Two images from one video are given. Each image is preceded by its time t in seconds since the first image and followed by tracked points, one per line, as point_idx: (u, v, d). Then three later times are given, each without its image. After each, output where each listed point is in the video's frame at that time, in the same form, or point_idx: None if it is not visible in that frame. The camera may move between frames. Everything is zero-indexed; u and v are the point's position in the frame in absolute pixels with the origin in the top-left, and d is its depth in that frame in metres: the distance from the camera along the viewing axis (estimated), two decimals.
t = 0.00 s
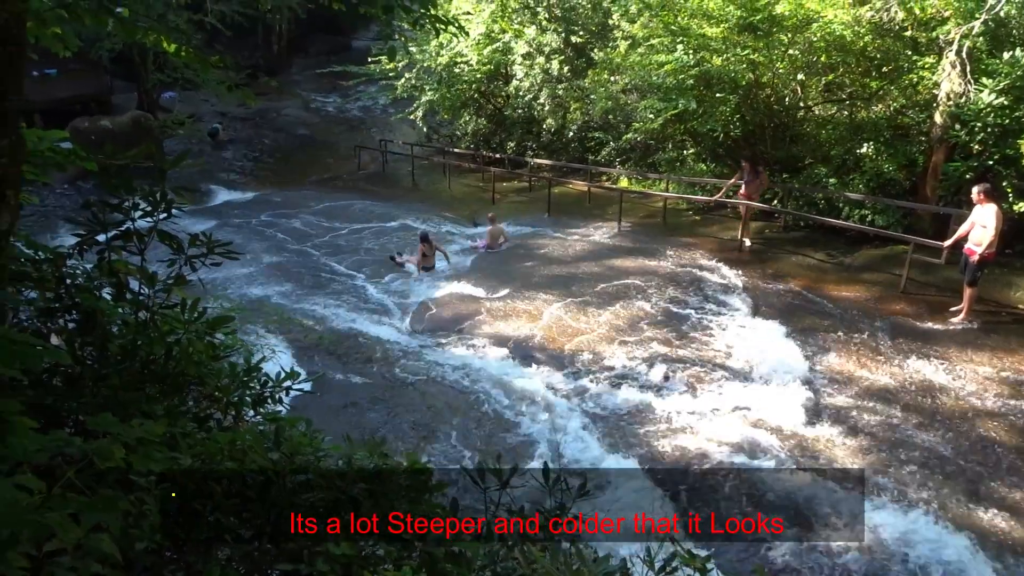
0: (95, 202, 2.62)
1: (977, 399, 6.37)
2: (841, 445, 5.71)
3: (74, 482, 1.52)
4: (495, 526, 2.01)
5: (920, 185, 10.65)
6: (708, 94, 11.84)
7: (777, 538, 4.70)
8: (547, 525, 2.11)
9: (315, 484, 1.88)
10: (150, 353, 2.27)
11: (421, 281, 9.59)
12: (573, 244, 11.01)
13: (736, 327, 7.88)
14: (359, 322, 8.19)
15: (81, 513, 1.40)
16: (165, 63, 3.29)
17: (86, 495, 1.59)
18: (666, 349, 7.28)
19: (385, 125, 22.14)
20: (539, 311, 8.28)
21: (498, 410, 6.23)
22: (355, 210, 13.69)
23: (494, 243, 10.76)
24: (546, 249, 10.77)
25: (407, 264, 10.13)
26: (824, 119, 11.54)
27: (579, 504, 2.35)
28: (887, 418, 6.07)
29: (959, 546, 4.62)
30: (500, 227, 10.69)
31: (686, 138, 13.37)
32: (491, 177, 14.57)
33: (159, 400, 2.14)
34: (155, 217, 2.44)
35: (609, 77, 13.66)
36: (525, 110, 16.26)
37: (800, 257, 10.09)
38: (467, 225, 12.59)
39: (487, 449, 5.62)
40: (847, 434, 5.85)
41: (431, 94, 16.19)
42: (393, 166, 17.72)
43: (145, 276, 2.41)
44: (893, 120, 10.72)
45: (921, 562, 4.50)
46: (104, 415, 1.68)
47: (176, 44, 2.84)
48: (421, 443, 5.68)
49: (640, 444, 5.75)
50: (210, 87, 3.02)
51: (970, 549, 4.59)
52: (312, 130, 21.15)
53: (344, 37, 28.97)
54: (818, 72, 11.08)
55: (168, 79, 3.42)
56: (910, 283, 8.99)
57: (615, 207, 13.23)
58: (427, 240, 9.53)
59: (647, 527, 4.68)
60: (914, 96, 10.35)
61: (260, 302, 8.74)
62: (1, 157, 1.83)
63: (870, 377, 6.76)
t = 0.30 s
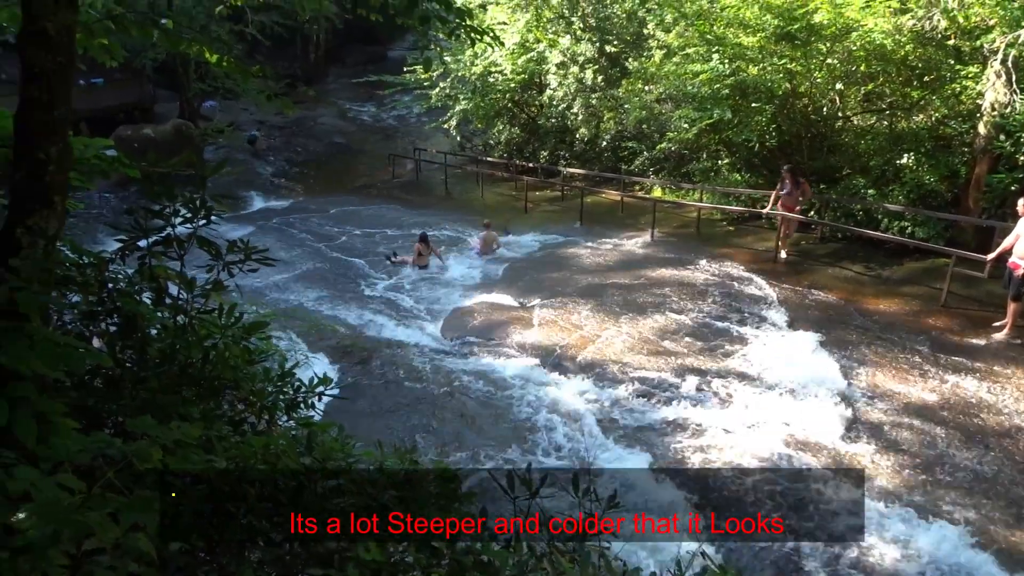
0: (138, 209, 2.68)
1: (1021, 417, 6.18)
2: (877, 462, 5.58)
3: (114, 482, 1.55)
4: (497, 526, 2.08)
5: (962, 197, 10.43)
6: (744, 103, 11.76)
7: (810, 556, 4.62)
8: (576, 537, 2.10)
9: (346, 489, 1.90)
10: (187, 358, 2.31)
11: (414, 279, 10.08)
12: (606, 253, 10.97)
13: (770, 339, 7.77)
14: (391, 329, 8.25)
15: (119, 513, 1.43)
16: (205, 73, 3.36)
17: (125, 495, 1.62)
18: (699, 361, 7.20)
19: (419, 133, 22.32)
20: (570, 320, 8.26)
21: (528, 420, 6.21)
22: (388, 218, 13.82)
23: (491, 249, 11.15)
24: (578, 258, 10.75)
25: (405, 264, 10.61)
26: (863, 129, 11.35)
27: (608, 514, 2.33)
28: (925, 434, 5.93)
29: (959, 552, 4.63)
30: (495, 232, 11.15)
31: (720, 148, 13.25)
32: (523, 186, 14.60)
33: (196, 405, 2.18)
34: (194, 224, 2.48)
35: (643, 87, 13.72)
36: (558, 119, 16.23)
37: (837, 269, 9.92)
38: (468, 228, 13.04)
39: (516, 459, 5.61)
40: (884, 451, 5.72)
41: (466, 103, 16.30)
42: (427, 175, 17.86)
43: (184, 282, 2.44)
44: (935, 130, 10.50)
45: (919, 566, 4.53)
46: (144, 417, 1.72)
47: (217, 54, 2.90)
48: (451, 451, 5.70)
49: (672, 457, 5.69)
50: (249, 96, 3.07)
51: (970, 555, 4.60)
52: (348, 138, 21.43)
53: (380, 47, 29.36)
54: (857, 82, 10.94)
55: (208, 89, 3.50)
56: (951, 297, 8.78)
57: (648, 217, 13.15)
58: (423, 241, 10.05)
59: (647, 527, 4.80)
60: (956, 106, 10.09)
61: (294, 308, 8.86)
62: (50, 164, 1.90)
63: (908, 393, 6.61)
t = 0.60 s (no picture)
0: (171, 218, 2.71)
1: None
2: (911, 479, 5.45)
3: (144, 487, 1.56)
4: (496, 526, 2.00)
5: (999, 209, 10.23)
6: (774, 113, 11.65)
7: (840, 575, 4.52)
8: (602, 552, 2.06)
9: (372, 498, 1.89)
10: (218, 364, 2.33)
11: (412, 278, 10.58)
12: (633, 264, 10.91)
13: (800, 352, 7.65)
14: (418, 338, 8.28)
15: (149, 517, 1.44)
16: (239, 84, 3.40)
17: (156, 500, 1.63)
18: (727, 373, 7.11)
19: (448, 143, 22.44)
20: (596, 331, 8.21)
21: (554, 431, 6.18)
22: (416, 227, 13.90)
23: (486, 249, 11.66)
24: (605, 269, 10.70)
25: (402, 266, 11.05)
26: (896, 140, 11.18)
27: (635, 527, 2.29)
28: (961, 451, 5.77)
29: (950, 554, 4.67)
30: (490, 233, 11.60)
31: (750, 158, 13.12)
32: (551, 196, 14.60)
33: (225, 413, 2.20)
34: (226, 232, 2.49)
35: (673, 97, 13.67)
36: (587, 129, 16.15)
37: (869, 281, 9.75)
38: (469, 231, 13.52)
39: (542, 470, 5.58)
40: (917, 468, 5.59)
41: (494, 113, 16.35)
42: (455, 184, 17.95)
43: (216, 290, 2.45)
44: (971, 141, 10.35)
45: (914, 572, 4.56)
46: (175, 424, 1.73)
47: (250, 65, 2.93)
48: (477, 461, 5.69)
49: (699, 470, 5.61)
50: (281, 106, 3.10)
51: (963, 557, 4.64)
52: (377, 147, 21.64)
53: (410, 58, 29.64)
54: (891, 91, 10.73)
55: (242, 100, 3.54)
56: (987, 311, 8.57)
57: (676, 227, 13.04)
58: (421, 243, 10.55)
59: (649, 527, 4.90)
60: (993, 116, 10.08)
61: (322, 316, 8.94)
62: (88, 173, 1.93)
63: (943, 408, 6.45)
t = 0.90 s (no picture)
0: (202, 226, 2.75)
1: None
2: (945, 494, 5.31)
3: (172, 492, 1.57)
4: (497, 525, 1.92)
5: None
6: (804, 123, 11.55)
7: None
8: (627, 564, 2.03)
9: (398, 506, 1.89)
10: (246, 372, 2.35)
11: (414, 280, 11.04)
12: (660, 274, 10.84)
13: (830, 363, 7.52)
14: (444, 346, 8.30)
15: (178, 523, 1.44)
16: (270, 94, 3.44)
17: (185, 505, 1.64)
18: (755, 385, 7.01)
19: (476, 152, 22.53)
20: (622, 340, 8.16)
21: (579, 441, 6.14)
22: (443, 236, 13.97)
23: (487, 249, 12.15)
24: (632, 278, 10.64)
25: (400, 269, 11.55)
26: (928, 150, 10.99)
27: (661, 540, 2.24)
28: (997, 467, 5.61)
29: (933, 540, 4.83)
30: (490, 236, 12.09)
31: (780, 168, 13.00)
32: (578, 205, 14.58)
33: (252, 419, 2.21)
34: (256, 240, 2.51)
35: (701, 106, 13.43)
36: (615, 139, 16.13)
37: (901, 293, 9.57)
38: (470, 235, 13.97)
39: (567, 480, 5.54)
40: (951, 483, 5.44)
41: (522, 123, 16.39)
42: (482, 193, 18.02)
43: (245, 297, 2.47)
44: (1006, 151, 10.12)
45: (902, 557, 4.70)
46: (203, 431, 1.74)
47: (281, 74, 2.96)
48: (502, 469, 5.68)
49: (727, 482, 5.53)
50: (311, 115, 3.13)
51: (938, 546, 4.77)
52: (406, 156, 21.82)
53: (439, 67, 29.92)
54: (923, 101, 10.59)
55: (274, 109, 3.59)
56: None
57: (705, 238, 12.94)
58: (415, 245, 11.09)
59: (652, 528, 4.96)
60: None
61: (350, 324, 9.01)
62: (121, 180, 1.96)
63: (978, 423, 6.28)
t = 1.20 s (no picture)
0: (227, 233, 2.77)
1: None
2: (972, 510, 5.20)
3: (195, 498, 1.58)
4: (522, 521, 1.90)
5: None
6: (829, 133, 11.45)
7: None
8: None
9: (418, 515, 1.88)
10: (269, 379, 2.36)
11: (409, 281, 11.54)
12: (682, 284, 10.77)
13: (854, 376, 7.41)
14: (464, 355, 8.31)
15: (201, 530, 1.45)
16: (295, 103, 3.48)
17: (207, 511, 1.64)
18: (778, 397, 6.93)
19: (498, 162, 22.59)
20: (643, 350, 8.12)
21: (599, 452, 6.12)
22: (465, 245, 14.02)
23: (485, 252, 12.69)
24: (654, 288, 10.59)
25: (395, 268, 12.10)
26: (955, 161, 10.83)
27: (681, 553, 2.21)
28: None
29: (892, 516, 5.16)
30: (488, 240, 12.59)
31: (805, 179, 12.89)
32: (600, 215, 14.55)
33: (274, 427, 2.22)
34: (280, 248, 2.52)
35: (724, 116, 13.24)
36: (638, 148, 16.11)
37: (927, 305, 9.43)
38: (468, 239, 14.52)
39: (587, 491, 5.52)
40: (979, 499, 5.33)
41: (545, 132, 16.38)
42: (504, 203, 18.06)
43: (269, 304, 2.48)
44: None
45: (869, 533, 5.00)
46: (226, 437, 1.75)
47: (306, 84, 2.99)
48: (521, 479, 5.67)
49: (750, 495, 5.47)
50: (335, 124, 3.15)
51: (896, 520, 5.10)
52: (429, 166, 21.94)
53: (463, 77, 30.12)
54: (950, 112, 10.48)
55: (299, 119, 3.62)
56: None
57: (728, 248, 12.85)
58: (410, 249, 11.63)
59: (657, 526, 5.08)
60: None
61: (371, 332, 9.07)
62: (149, 190, 1.99)
63: (1007, 438, 6.14)
